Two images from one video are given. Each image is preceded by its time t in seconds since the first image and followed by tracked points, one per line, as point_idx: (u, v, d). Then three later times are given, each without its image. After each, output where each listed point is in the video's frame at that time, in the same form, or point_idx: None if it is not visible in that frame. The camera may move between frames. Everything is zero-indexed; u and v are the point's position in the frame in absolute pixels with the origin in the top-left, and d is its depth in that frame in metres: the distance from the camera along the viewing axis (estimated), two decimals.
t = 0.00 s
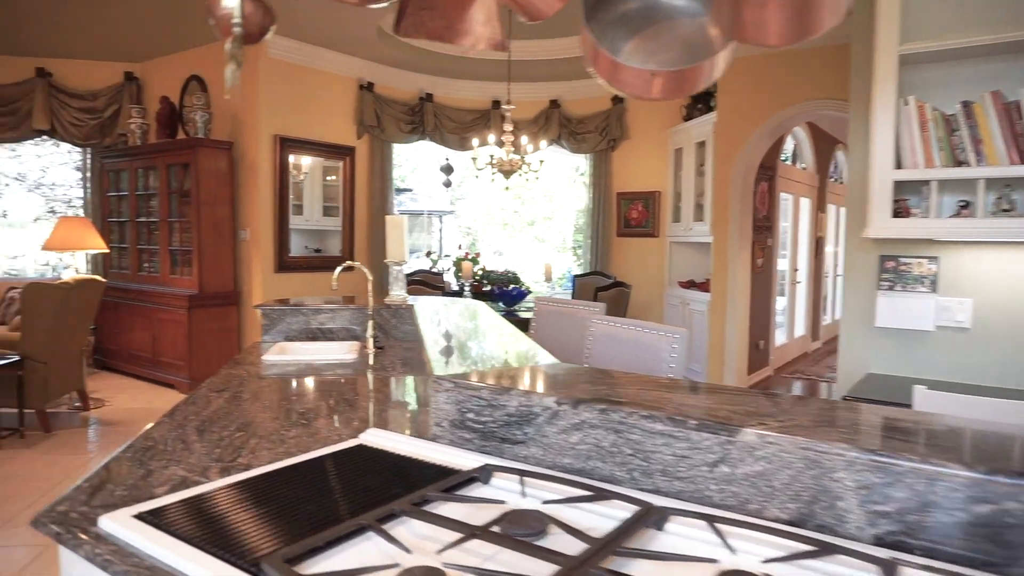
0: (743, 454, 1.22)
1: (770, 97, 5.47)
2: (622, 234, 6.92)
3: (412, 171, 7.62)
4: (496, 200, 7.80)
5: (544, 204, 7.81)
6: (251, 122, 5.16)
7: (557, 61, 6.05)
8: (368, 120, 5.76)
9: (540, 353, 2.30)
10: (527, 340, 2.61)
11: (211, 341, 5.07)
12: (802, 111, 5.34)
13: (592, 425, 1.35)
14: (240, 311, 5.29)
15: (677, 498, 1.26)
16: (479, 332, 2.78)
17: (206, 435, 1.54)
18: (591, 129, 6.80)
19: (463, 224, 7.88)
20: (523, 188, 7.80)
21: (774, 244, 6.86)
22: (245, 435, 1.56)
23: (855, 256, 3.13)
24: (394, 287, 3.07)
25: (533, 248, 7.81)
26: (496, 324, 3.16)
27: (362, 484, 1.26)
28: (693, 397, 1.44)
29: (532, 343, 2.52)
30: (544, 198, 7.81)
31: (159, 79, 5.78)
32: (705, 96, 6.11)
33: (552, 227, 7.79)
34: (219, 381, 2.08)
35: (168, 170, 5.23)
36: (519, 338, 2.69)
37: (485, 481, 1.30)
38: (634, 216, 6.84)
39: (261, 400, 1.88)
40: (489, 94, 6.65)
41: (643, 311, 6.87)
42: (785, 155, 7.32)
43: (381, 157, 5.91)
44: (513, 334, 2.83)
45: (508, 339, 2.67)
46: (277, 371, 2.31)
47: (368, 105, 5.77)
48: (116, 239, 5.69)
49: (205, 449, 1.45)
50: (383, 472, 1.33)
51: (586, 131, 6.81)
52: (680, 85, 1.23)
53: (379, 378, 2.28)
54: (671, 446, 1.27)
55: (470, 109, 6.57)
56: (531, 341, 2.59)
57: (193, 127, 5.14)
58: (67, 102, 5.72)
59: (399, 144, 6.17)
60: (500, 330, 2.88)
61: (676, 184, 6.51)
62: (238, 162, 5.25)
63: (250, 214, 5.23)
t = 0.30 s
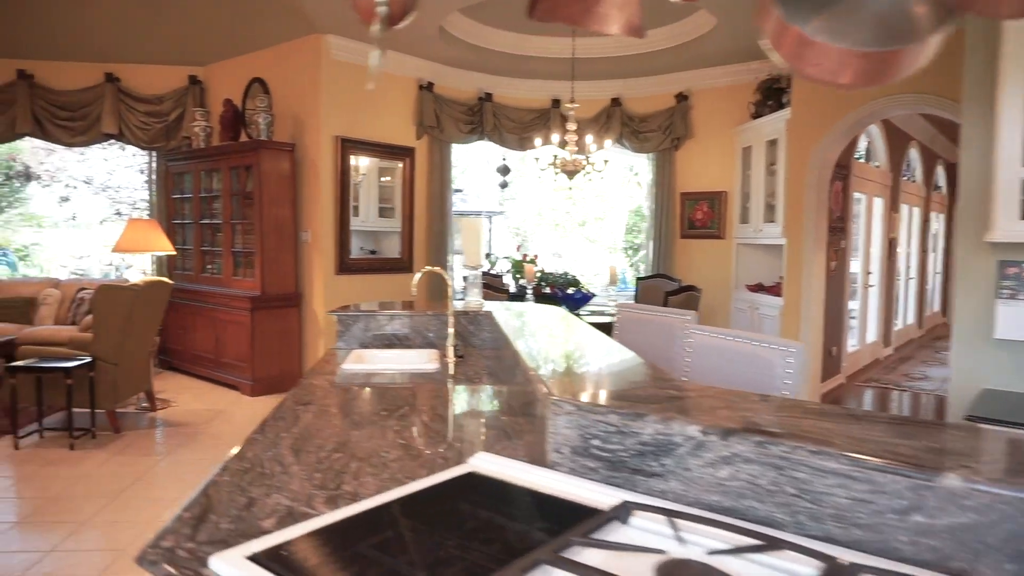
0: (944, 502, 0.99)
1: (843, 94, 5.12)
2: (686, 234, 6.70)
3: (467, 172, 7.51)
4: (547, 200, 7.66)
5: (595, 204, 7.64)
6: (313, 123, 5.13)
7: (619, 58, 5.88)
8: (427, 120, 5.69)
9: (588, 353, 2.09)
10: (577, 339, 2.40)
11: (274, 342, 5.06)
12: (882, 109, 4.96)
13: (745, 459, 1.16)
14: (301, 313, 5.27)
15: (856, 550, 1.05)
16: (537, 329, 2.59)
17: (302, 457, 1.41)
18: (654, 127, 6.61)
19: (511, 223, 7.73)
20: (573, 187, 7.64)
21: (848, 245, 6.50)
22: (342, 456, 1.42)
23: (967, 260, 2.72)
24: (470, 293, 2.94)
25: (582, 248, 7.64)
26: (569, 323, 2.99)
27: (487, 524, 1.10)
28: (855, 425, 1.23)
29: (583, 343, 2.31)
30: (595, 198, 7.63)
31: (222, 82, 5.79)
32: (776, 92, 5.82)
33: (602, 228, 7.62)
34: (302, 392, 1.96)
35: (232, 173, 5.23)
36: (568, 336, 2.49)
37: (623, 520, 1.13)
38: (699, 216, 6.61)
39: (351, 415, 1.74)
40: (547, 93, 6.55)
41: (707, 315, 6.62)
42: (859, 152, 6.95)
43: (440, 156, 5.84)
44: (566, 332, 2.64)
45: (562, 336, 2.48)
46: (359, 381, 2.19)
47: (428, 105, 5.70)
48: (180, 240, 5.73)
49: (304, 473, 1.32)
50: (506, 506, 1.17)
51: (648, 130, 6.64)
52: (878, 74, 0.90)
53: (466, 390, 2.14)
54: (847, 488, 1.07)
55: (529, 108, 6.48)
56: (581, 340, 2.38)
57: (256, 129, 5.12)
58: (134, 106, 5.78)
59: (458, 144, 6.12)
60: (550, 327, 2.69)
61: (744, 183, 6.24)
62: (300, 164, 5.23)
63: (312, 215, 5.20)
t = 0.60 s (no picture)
0: None
1: (915, 87, 4.83)
2: (741, 235, 6.44)
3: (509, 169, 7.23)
4: (588, 199, 7.37)
5: (637, 204, 7.36)
6: (363, 122, 5.06)
7: (673, 53, 5.68)
8: (477, 119, 5.58)
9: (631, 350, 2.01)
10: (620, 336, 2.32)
11: (322, 344, 5.00)
12: (961, 101, 4.64)
13: (926, 502, 0.94)
14: (349, 314, 5.19)
15: None
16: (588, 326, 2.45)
17: (390, 482, 1.27)
18: (708, 123, 6.37)
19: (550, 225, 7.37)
20: (614, 188, 7.37)
21: (916, 246, 6.15)
22: (433, 482, 1.28)
23: None
24: (536, 297, 2.79)
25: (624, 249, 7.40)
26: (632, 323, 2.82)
27: None
28: None
29: (620, 342, 2.17)
30: (637, 198, 7.36)
31: (271, 82, 5.76)
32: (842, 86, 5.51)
33: (644, 228, 7.36)
34: (373, 404, 1.83)
35: (281, 173, 5.17)
36: (609, 333, 2.35)
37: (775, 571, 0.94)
38: (755, 216, 6.34)
39: (431, 432, 1.59)
40: (596, 90, 6.39)
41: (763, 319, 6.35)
42: (927, 149, 6.59)
43: (489, 155, 5.74)
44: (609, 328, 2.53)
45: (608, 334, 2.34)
46: (430, 391, 2.04)
47: (477, 103, 5.59)
48: (228, 241, 5.71)
49: (397, 502, 1.17)
50: (635, 552, 1.00)
51: (702, 127, 6.39)
52: None
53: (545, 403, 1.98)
54: None
55: (579, 105, 6.35)
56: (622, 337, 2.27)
57: (305, 128, 5.05)
58: (184, 107, 5.79)
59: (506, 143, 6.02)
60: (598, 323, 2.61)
61: (804, 181, 5.97)
62: (349, 164, 5.16)
63: (360, 215, 5.12)
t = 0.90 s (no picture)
0: None
1: (969, 80, 4.52)
2: (779, 235, 6.21)
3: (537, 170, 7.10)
4: (612, 198, 7.12)
5: (663, 204, 7.11)
6: (391, 119, 4.93)
7: (710, 47, 5.47)
8: (507, 116, 5.43)
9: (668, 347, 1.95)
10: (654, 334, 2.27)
11: (350, 346, 4.87)
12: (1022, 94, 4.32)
13: None
14: (376, 316, 5.06)
15: None
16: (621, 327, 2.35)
17: (453, 514, 1.11)
18: (744, 120, 6.15)
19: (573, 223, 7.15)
20: (640, 186, 7.14)
21: (965, 246, 5.86)
22: (502, 515, 1.12)
23: None
24: (582, 301, 2.62)
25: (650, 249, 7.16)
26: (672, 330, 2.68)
27: None
28: None
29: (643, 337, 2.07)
30: (663, 198, 7.11)
31: (297, 79, 5.66)
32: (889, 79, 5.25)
33: (670, 228, 7.11)
34: (420, 419, 1.67)
35: (307, 172, 5.06)
36: (636, 330, 2.24)
37: None
38: (795, 215, 6.11)
39: (488, 453, 1.43)
40: (627, 86, 6.21)
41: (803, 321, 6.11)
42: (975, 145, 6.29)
43: (519, 153, 5.60)
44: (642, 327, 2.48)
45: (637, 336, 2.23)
46: (478, 403, 1.88)
47: (507, 99, 5.44)
48: (254, 241, 5.62)
49: (465, 542, 1.02)
50: None
51: (738, 123, 6.16)
52: None
53: (605, 416, 1.80)
54: None
55: (611, 102, 6.18)
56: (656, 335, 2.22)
57: (332, 126, 4.93)
58: (210, 106, 5.71)
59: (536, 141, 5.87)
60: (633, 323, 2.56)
61: (847, 179, 5.73)
62: (377, 162, 5.04)
63: (389, 215, 4.99)
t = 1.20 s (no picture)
0: None
1: None
2: (817, 235, 5.98)
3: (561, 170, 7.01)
4: (639, 198, 6.97)
5: (688, 205, 6.90)
6: (419, 117, 4.80)
7: (747, 41, 5.27)
8: (536, 113, 5.28)
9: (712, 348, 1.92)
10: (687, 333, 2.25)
11: (376, 350, 4.76)
12: None
13: None
14: (403, 318, 4.94)
15: None
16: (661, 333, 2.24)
17: (517, 562, 0.96)
18: (781, 116, 5.91)
19: (596, 223, 7.00)
20: (665, 184, 6.95)
21: (1018, 248, 5.57)
22: (573, 564, 0.96)
23: None
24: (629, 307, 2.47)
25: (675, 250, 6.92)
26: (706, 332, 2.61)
27: None
28: None
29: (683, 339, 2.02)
30: (688, 196, 6.89)
31: (323, 78, 5.56)
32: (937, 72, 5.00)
33: (696, 228, 6.87)
34: (467, 438, 1.52)
35: (333, 171, 4.96)
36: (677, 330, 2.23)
37: None
38: (834, 215, 5.87)
39: (547, 482, 1.28)
40: (659, 82, 6.03)
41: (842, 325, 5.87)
42: None
43: (549, 152, 5.46)
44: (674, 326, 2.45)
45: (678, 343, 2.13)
46: (528, 419, 1.73)
47: (537, 97, 5.28)
48: (278, 242, 5.53)
49: None
50: None
51: (775, 120, 5.93)
52: None
53: (666, 435, 1.64)
54: None
55: (642, 99, 6.01)
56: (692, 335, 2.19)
57: (358, 124, 4.82)
58: (235, 105, 5.64)
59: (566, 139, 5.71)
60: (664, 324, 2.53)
61: (890, 178, 5.48)
62: (404, 161, 4.92)
63: (416, 215, 4.87)
